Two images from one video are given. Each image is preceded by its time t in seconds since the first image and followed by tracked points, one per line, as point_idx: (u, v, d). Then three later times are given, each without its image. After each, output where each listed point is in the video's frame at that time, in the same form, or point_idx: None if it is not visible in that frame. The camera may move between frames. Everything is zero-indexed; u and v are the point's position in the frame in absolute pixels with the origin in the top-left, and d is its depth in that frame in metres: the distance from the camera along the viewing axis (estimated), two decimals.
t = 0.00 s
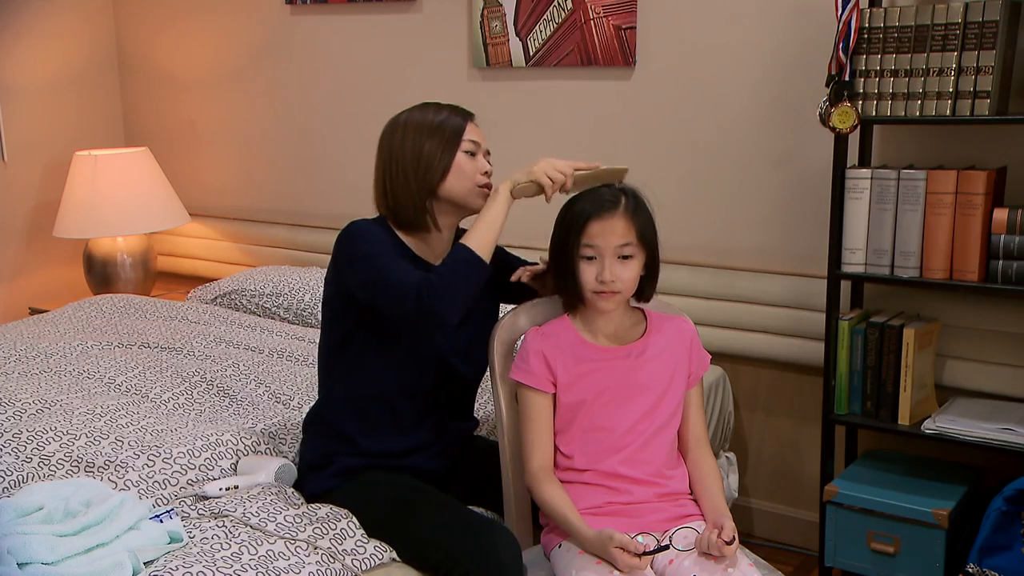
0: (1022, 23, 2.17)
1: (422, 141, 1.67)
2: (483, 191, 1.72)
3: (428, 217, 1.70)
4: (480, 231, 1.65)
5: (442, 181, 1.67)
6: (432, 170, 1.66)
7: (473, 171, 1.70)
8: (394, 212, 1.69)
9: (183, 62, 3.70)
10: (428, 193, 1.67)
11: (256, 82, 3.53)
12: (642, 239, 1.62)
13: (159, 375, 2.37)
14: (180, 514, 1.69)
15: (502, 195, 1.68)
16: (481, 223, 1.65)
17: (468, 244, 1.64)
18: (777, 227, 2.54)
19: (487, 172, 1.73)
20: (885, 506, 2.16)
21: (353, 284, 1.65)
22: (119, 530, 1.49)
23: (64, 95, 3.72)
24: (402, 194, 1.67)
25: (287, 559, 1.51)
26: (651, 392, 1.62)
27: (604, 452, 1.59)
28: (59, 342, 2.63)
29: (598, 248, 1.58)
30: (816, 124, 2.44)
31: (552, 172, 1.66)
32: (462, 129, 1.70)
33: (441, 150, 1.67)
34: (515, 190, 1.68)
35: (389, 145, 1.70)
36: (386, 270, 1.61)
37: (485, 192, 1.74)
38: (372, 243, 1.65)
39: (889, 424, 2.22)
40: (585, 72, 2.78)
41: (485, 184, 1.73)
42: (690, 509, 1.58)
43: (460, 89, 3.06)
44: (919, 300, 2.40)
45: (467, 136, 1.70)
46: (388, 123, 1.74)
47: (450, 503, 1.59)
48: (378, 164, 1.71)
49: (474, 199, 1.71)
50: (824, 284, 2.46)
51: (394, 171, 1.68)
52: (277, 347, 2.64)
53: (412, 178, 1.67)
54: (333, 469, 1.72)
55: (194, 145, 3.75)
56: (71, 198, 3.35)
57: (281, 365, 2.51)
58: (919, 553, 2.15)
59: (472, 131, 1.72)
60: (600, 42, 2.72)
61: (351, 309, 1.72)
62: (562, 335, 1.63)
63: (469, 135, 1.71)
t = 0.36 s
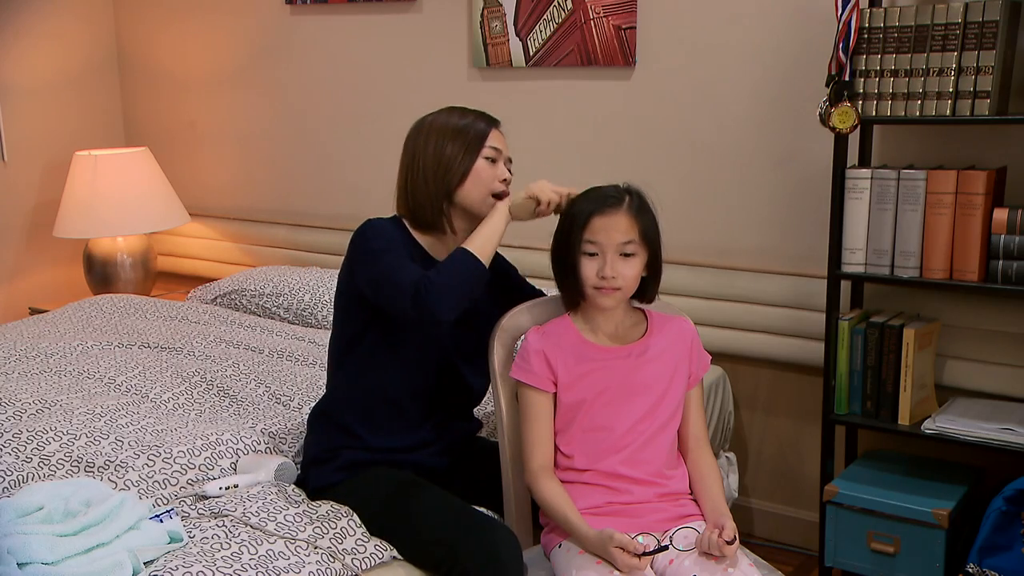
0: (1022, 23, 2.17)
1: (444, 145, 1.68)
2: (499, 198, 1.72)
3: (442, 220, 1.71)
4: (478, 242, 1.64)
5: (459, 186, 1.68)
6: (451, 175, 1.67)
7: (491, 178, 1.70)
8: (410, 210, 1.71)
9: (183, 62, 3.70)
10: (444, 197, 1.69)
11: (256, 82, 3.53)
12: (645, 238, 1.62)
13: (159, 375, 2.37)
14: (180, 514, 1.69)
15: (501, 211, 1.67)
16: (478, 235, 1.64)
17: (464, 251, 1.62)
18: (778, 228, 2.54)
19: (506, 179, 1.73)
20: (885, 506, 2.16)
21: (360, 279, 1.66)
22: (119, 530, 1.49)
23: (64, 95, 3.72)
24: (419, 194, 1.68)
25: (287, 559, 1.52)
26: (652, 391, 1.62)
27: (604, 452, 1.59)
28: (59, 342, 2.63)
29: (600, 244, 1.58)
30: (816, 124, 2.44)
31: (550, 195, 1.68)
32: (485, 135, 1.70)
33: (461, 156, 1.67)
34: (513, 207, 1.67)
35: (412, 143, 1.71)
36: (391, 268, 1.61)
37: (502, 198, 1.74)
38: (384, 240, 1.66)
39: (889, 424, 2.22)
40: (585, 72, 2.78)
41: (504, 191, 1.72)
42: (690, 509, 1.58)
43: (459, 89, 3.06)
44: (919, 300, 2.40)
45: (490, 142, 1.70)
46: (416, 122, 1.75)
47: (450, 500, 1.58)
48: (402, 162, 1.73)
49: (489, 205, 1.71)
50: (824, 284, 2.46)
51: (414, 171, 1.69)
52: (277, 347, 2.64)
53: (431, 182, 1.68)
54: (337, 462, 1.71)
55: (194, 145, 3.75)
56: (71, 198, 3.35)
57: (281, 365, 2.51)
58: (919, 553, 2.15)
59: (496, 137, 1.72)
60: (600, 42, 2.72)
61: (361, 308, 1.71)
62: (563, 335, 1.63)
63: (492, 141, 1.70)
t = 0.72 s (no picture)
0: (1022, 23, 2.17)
1: (452, 135, 1.68)
2: (506, 191, 1.70)
3: (449, 211, 1.70)
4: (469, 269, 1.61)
5: (465, 176, 1.67)
6: (458, 165, 1.67)
7: (498, 171, 1.69)
8: (419, 199, 1.70)
9: (183, 62, 3.70)
10: (451, 187, 1.68)
11: (256, 82, 3.53)
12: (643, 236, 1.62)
13: (159, 375, 2.37)
14: (180, 513, 1.69)
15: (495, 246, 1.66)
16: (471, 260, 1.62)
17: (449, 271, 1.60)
18: (777, 228, 2.54)
19: (514, 173, 1.71)
20: (885, 506, 2.16)
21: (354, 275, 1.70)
22: (119, 530, 1.49)
23: (64, 96, 3.72)
24: (428, 182, 1.68)
25: (286, 559, 1.52)
26: (651, 391, 1.61)
27: (604, 452, 1.58)
28: (59, 342, 2.63)
29: (599, 242, 1.58)
30: (816, 124, 2.44)
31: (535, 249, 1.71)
32: (495, 128, 1.70)
33: (468, 146, 1.67)
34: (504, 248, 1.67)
35: (424, 135, 1.71)
36: (373, 266, 1.63)
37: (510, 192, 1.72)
38: (383, 236, 1.67)
39: (889, 424, 2.22)
40: (585, 72, 2.78)
41: (511, 184, 1.71)
42: (690, 509, 1.58)
43: (459, 89, 3.06)
44: (919, 300, 2.40)
45: (499, 135, 1.70)
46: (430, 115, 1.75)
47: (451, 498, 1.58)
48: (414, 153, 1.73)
49: (496, 197, 1.70)
50: (824, 284, 2.46)
51: (425, 161, 1.69)
52: (277, 347, 2.64)
53: (439, 171, 1.67)
54: (341, 456, 1.72)
55: (194, 145, 3.75)
56: (71, 198, 3.35)
57: (281, 365, 2.50)
58: (919, 553, 2.15)
59: (506, 131, 1.71)
60: (600, 42, 2.72)
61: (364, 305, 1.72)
62: (562, 335, 1.63)
63: (502, 134, 1.70)
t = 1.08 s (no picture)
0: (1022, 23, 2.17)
1: (478, 131, 1.67)
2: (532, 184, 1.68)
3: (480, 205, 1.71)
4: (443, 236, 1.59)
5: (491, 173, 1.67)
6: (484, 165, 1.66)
7: (523, 165, 1.67)
8: (451, 194, 1.72)
9: (183, 62, 3.70)
10: (478, 182, 1.68)
11: (256, 82, 3.53)
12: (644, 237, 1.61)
13: (159, 375, 2.37)
14: (180, 513, 1.69)
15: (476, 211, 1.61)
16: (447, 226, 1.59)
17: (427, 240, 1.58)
18: (777, 229, 2.54)
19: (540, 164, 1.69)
20: (885, 506, 2.16)
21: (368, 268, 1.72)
22: (119, 530, 1.49)
23: (64, 95, 3.72)
24: (457, 178, 1.69)
25: (286, 559, 1.52)
26: (651, 391, 1.62)
27: (604, 452, 1.58)
28: (59, 342, 2.63)
29: (600, 244, 1.58)
30: (816, 124, 2.44)
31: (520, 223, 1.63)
32: (518, 121, 1.67)
33: (492, 143, 1.66)
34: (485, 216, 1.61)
35: (456, 130, 1.71)
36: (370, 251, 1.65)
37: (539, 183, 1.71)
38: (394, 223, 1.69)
39: (889, 424, 2.22)
40: (585, 72, 2.78)
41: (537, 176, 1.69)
42: (690, 509, 1.58)
43: (459, 89, 3.06)
44: (919, 300, 2.40)
45: (523, 127, 1.67)
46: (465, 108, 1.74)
47: (452, 493, 1.59)
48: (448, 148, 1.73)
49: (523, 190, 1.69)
50: (824, 284, 2.46)
51: (454, 156, 1.70)
52: (277, 347, 2.63)
53: (466, 171, 1.68)
54: (340, 456, 1.72)
55: (194, 145, 3.75)
56: (71, 198, 3.35)
57: (281, 365, 2.50)
58: (919, 553, 2.15)
59: (530, 123, 1.69)
60: (600, 42, 2.72)
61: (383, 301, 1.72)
62: (562, 335, 1.63)
63: (525, 127, 1.68)
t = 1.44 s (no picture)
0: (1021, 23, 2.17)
1: (521, 133, 1.68)
2: (572, 183, 1.67)
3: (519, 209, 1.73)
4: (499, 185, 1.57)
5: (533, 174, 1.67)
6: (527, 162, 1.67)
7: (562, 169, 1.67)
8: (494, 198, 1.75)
9: (183, 62, 3.70)
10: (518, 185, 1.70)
11: (256, 82, 3.53)
12: (643, 237, 1.61)
13: (159, 376, 2.37)
14: (179, 514, 1.68)
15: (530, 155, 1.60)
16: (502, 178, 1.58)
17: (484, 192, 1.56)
18: (777, 229, 2.54)
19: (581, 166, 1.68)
20: (885, 506, 2.16)
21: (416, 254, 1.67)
22: (118, 530, 1.48)
23: (65, 96, 3.72)
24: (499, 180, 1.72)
25: (286, 559, 1.52)
26: (651, 390, 1.62)
27: (604, 452, 1.58)
28: (59, 342, 2.64)
29: (599, 244, 1.58)
30: (816, 124, 2.44)
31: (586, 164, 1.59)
32: (563, 122, 1.67)
33: (534, 142, 1.67)
34: (540, 155, 1.59)
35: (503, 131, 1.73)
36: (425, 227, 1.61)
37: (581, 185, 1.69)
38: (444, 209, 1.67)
39: (888, 424, 2.22)
40: (585, 72, 2.78)
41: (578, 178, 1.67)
42: (690, 509, 1.58)
43: (459, 89, 3.06)
44: (919, 300, 2.40)
45: (566, 129, 1.67)
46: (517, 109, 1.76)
47: (452, 492, 1.59)
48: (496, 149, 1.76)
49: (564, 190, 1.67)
50: (824, 284, 2.46)
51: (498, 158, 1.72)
52: (277, 347, 2.63)
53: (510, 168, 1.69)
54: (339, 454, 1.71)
55: (194, 145, 3.75)
56: (71, 198, 3.35)
57: (281, 365, 2.50)
58: (920, 553, 2.15)
59: (575, 126, 1.68)
60: (600, 42, 2.72)
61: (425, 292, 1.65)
62: (562, 335, 1.63)
63: (568, 129, 1.67)
